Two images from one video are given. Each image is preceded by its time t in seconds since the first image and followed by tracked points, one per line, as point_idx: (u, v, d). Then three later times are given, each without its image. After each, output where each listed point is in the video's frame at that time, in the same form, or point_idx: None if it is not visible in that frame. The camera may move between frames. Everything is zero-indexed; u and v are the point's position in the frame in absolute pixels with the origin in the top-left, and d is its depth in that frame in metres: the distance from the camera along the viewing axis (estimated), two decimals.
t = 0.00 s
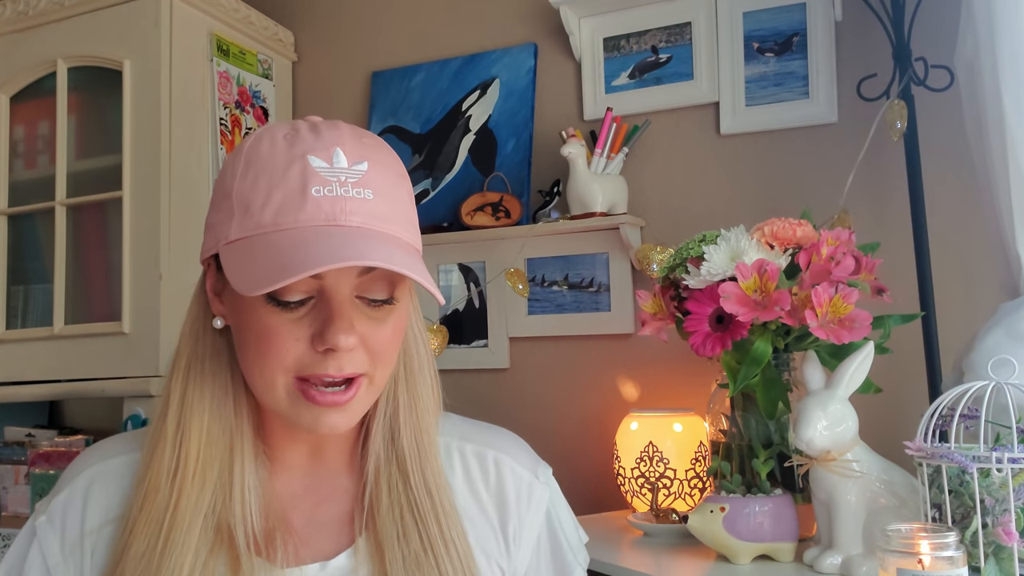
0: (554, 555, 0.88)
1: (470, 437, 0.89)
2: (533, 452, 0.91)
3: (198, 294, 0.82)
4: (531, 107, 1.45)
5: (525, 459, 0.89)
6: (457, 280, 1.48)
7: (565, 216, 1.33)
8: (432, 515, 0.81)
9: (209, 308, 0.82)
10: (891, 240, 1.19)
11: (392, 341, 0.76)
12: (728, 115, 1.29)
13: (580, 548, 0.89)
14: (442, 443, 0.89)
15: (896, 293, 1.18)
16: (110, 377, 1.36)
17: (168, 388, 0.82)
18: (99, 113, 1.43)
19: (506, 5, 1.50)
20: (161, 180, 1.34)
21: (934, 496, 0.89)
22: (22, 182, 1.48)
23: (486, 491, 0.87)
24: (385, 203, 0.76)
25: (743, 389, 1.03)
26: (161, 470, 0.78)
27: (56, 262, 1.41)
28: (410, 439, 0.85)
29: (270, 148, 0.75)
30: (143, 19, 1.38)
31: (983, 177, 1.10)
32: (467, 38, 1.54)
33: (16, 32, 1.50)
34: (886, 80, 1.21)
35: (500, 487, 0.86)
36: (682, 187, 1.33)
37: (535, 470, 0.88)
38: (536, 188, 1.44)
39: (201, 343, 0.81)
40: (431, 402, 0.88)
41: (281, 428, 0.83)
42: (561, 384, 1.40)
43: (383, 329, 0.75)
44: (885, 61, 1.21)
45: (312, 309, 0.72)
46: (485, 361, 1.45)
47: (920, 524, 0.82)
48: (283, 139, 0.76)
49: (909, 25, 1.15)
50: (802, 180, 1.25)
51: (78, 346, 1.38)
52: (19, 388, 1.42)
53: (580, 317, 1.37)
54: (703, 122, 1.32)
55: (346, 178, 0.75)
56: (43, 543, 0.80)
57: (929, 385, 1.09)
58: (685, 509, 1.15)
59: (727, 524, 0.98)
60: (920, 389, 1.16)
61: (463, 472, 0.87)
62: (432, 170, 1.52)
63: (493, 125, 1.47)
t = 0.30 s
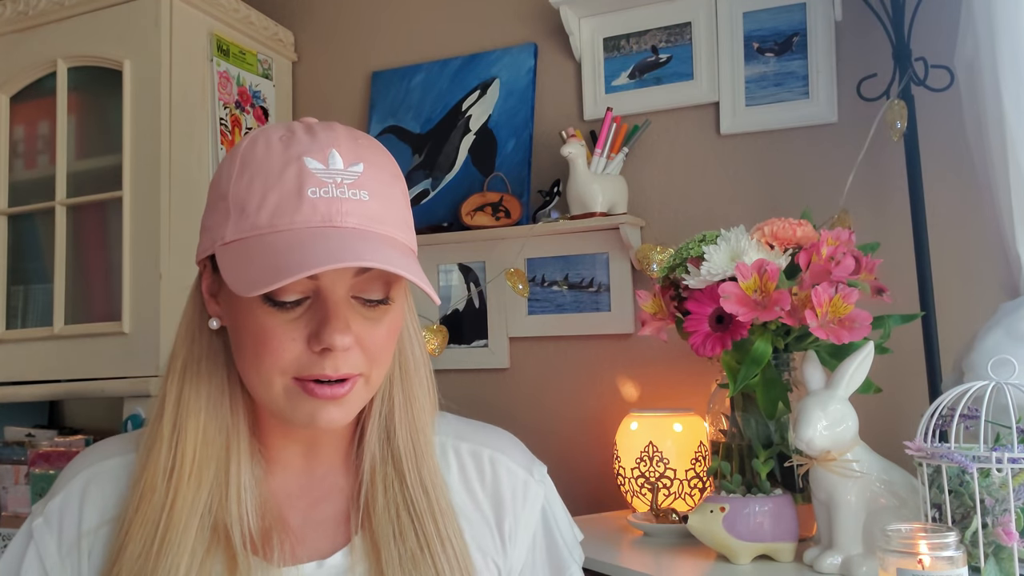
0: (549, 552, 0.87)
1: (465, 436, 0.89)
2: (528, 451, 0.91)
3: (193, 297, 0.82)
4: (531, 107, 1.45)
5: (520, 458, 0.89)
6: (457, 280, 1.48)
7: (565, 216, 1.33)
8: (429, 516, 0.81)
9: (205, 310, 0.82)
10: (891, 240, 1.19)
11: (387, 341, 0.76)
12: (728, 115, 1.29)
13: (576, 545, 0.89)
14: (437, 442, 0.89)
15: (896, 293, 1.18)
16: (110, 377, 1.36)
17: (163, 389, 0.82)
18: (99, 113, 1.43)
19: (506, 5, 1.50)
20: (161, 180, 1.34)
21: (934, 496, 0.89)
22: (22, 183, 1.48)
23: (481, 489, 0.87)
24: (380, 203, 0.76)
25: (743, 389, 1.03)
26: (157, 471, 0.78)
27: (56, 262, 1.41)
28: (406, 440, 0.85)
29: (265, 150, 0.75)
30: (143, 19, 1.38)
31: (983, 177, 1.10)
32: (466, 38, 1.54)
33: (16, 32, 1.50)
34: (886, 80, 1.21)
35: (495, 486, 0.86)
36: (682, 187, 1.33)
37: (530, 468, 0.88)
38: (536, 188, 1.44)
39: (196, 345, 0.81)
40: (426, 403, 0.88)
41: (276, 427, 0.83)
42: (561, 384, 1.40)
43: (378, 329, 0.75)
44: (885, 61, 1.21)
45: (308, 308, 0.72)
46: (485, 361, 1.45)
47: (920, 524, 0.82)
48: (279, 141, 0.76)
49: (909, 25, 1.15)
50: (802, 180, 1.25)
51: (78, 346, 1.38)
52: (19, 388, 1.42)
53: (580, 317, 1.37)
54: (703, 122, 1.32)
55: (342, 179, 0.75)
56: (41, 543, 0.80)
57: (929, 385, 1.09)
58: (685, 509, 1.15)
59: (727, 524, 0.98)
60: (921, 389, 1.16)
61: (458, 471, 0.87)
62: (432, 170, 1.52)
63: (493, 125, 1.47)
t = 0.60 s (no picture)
0: (552, 556, 0.88)
1: (468, 437, 0.90)
2: (532, 453, 0.92)
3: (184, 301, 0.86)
4: (531, 107, 1.45)
5: (523, 460, 0.89)
6: (457, 280, 1.48)
7: (565, 216, 1.33)
8: (429, 511, 0.81)
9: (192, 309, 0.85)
10: (891, 241, 1.19)
11: (365, 298, 0.78)
12: (728, 115, 1.29)
13: (579, 548, 0.90)
14: (441, 443, 0.89)
15: (897, 293, 1.18)
16: (110, 378, 1.36)
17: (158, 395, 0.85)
18: (99, 113, 1.43)
19: (506, 5, 1.50)
20: (161, 179, 1.34)
21: (934, 496, 0.89)
22: (22, 183, 1.48)
23: (484, 491, 0.87)
24: (335, 157, 0.79)
25: (743, 389, 1.03)
26: (147, 473, 0.80)
27: (56, 262, 1.41)
28: (408, 434, 0.85)
29: (225, 135, 0.81)
30: (143, 19, 1.38)
31: (983, 177, 1.10)
32: (467, 38, 1.54)
33: (16, 32, 1.50)
34: (886, 80, 1.21)
35: (499, 488, 0.87)
36: (682, 187, 1.33)
37: (533, 471, 0.88)
38: (536, 188, 1.44)
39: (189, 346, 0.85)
40: (424, 400, 0.88)
41: (278, 424, 0.82)
42: (561, 384, 1.40)
43: (352, 282, 0.77)
44: (884, 61, 1.21)
45: (277, 266, 0.76)
46: (485, 361, 1.45)
47: (920, 524, 0.82)
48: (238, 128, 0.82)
49: (909, 25, 1.15)
50: (802, 180, 1.25)
51: (78, 346, 1.38)
52: (19, 388, 1.43)
53: (580, 317, 1.37)
54: (703, 122, 1.32)
55: (292, 140, 0.79)
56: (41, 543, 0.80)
57: (929, 385, 1.09)
58: (685, 509, 1.15)
59: (727, 524, 0.98)
60: (921, 389, 1.16)
61: (461, 473, 0.87)
62: (432, 170, 1.52)
63: (493, 125, 1.47)
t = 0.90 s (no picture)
0: (552, 554, 0.88)
1: (468, 436, 0.90)
2: (531, 452, 0.92)
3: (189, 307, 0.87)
4: (531, 107, 1.45)
5: (523, 459, 0.89)
6: (457, 280, 1.48)
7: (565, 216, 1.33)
8: (431, 508, 0.81)
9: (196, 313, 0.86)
10: (891, 240, 1.19)
11: (369, 287, 0.78)
12: (728, 115, 1.29)
13: (578, 547, 0.89)
14: (441, 442, 0.89)
15: (897, 293, 1.18)
16: (110, 378, 1.36)
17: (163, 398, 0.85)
18: (99, 113, 1.43)
19: (506, 5, 1.50)
20: (161, 179, 1.34)
21: (934, 496, 0.89)
22: (22, 183, 1.48)
23: (484, 490, 0.87)
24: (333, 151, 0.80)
25: (743, 389, 1.03)
26: (149, 477, 0.80)
27: (56, 262, 1.41)
28: (410, 433, 0.85)
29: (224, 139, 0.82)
30: (143, 19, 1.38)
31: (983, 177, 1.10)
32: (467, 38, 1.54)
33: (16, 32, 1.50)
34: (886, 80, 1.21)
35: (499, 488, 0.87)
36: (682, 187, 1.33)
37: (533, 469, 0.89)
38: (536, 188, 1.44)
39: (195, 349, 0.85)
40: (426, 399, 0.88)
41: (279, 429, 0.83)
42: (561, 384, 1.40)
43: (356, 271, 0.78)
44: (884, 61, 1.21)
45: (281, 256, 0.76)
46: (485, 361, 1.45)
47: (920, 524, 0.82)
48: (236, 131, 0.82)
49: (909, 25, 1.15)
50: (802, 180, 1.25)
51: (78, 346, 1.38)
52: (19, 388, 1.43)
53: (580, 317, 1.37)
54: (703, 122, 1.32)
55: (290, 136, 0.80)
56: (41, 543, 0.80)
57: (929, 385, 1.09)
58: (685, 509, 1.15)
59: (727, 524, 0.98)
60: (921, 389, 1.16)
61: (462, 472, 0.87)
62: (432, 170, 1.52)
63: (493, 125, 1.47)
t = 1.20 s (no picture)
0: (553, 555, 0.88)
1: (469, 437, 0.90)
2: (533, 452, 0.92)
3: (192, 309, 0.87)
4: (531, 107, 1.45)
5: (524, 459, 0.89)
6: (457, 280, 1.48)
7: (565, 216, 1.33)
8: (432, 508, 0.81)
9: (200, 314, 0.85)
10: (891, 240, 1.19)
11: (376, 293, 0.79)
12: (728, 115, 1.29)
13: (579, 547, 0.89)
14: (443, 442, 0.89)
15: (897, 293, 1.18)
16: (110, 378, 1.36)
17: (166, 400, 0.84)
18: (99, 113, 1.43)
19: (506, 5, 1.50)
20: (161, 179, 1.34)
21: (934, 496, 0.89)
22: (22, 183, 1.48)
23: (486, 490, 0.87)
24: (335, 155, 0.79)
25: (744, 389, 1.03)
26: (153, 480, 0.79)
27: (56, 262, 1.41)
28: (411, 434, 0.85)
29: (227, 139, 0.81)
30: (143, 19, 1.38)
31: (983, 177, 1.10)
32: (466, 38, 1.54)
33: (16, 32, 1.50)
34: (886, 80, 1.21)
35: (501, 488, 0.87)
36: (682, 187, 1.33)
37: (535, 470, 0.89)
38: (536, 188, 1.43)
39: (198, 352, 0.85)
40: (428, 400, 0.88)
41: (281, 431, 0.83)
42: (561, 384, 1.40)
43: (361, 276, 0.78)
44: (885, 61, 1.21)
45: (286, 262, 0.76)
46: (485, 361, 1.45)
47: (920, 524, 0.82)
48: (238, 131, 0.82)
49: (909, 25, 1.15)
50: (802, 180, 1.25)
51: (78, 346, 1.38)
52: (19, 388, 1.43)
53: (580, 317, 1.37)
54: (703, 122, 1.32)
55: (293, 139, 0.79)
56: (44, 541, 0.80)
57: (929, 384, 1.09)
58: (685, 509, 1.15)
59: (727, 524, 0.98)
60: (921, 389, 1.16)
61: (464, 473, 0.87)
62: (432, 170, 1.52)
63: (493, 125, 1.47)
